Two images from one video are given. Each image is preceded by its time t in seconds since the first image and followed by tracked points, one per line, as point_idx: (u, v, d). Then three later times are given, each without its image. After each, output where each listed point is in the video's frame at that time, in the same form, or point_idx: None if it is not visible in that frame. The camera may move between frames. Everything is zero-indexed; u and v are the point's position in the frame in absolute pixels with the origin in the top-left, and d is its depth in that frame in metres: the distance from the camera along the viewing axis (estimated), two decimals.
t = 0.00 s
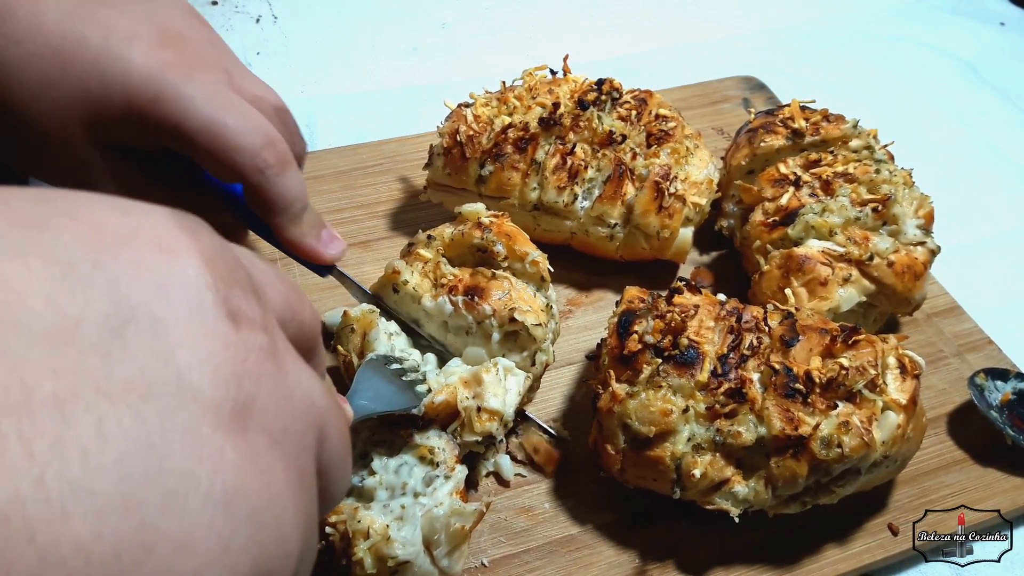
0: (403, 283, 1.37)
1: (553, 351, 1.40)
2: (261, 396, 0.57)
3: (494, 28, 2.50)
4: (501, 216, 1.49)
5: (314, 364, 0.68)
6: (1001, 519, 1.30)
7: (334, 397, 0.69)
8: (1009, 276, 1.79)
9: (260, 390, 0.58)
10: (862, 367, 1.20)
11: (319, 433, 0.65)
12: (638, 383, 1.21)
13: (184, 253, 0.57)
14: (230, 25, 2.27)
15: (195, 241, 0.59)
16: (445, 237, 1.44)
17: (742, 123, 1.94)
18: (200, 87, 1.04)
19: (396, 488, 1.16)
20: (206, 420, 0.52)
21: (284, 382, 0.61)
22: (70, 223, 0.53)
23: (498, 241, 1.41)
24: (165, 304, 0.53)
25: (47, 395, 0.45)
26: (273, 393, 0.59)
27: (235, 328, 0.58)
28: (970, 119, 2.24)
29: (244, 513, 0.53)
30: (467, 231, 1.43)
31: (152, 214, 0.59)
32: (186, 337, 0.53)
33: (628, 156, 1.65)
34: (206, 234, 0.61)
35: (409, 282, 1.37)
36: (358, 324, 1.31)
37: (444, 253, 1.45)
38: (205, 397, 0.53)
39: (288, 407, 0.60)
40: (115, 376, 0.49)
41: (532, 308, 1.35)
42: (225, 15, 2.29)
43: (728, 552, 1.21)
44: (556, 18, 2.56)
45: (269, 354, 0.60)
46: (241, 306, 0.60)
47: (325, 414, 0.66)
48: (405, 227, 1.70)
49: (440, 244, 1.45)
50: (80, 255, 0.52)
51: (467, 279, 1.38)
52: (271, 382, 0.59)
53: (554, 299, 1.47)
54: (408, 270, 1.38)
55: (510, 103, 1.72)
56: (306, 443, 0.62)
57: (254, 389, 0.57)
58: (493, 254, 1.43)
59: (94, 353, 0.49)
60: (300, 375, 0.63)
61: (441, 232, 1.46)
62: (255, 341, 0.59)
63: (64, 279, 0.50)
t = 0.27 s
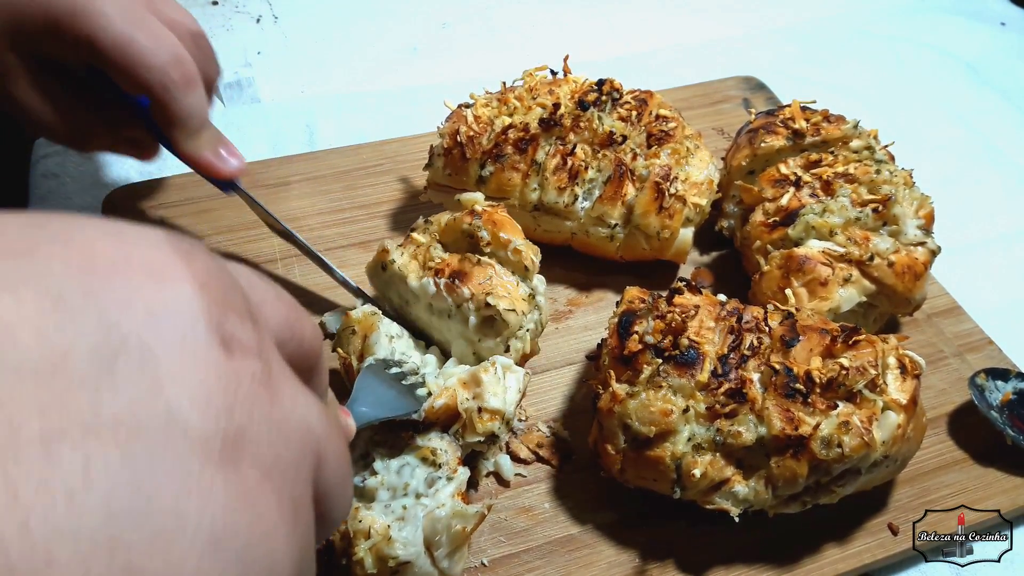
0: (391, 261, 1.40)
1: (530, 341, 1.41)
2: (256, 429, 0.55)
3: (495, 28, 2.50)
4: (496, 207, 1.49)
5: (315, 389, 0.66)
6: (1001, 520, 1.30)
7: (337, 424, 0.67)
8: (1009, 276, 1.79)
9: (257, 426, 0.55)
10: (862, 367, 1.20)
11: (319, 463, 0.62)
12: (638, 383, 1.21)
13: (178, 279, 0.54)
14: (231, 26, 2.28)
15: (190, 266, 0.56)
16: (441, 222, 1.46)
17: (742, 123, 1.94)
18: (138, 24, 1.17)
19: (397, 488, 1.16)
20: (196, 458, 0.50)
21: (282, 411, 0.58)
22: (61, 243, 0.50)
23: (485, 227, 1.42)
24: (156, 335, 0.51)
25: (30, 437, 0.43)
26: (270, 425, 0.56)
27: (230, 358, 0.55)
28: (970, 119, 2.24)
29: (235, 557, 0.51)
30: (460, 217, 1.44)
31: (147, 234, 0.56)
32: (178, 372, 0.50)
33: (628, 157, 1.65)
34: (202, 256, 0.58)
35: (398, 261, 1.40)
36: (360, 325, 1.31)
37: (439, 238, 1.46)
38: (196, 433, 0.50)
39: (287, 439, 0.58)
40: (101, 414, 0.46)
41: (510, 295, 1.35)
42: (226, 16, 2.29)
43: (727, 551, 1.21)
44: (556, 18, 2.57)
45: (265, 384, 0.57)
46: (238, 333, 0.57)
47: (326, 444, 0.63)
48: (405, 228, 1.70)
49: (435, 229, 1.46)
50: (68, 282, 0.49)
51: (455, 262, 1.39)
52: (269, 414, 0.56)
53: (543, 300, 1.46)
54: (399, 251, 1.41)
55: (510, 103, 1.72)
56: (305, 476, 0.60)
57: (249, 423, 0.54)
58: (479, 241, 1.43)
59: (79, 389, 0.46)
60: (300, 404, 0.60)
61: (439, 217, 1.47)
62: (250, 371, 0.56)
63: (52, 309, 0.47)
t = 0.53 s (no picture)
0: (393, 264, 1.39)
1: (538, 337, 1.40)
2: None
3: (494, 28, 2.50)
4: (495, 205, 1.49)
5: (296, 519, 0.69)
6: (1001, 519, 1.30)
7: (319, 550, 0.71)
8: (1009, 276, 1.79)
9: None
10: (862, 366, 1.20)
11: None
12: (638, 382, 1.21)
13: (145, 464, 0.56)
14: (231, 25, 2.28)
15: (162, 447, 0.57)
16: (441, 223, 1.45)
17: (742, 123, 1.94)
18: None
19: (395, 511, 1.14)
20: None
21: None
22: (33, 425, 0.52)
23: (486, 226, 1.42)
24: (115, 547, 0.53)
25: None
26: None
27: (191, 543, 0.58)
28: (970, 119, 2.24)
29: None
30: (460, 216, 1.44)
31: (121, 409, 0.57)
32: None
33: (628, 156, 1.65)
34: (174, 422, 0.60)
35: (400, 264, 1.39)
36: (340, 342, 1.31)
37: (440, 239, 1.46)
38: None
39: None
40: None
41: (517, 291, 1.36)
42: (226, 15, 2.29)
43: (727, 551, 1.21)
44: (556, 18, 2.57)
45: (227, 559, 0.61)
46: (203, 509, 0.60)
47: None
48: (405, 227, 1.70)
49: (435, 230, 1.46)
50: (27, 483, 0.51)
51: (457, 263, 1.39)
52: None
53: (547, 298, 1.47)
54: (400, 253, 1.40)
55: (510, 102, 1.72)
56: None
57: None
58: (480, 240, 1.43)
59: None
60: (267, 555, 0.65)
61: (438, 219, 1.47)
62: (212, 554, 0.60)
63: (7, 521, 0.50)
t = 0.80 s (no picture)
0: (393, 263, 1.38)
1: (538, 336, 1.40)
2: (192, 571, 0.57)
3: (494, 28, 2.50)
4: (495, 205, 1.49)
5: (282, 477, 0.67)
6: (1001, 519, 1.30)
7: (306, 511, 0.68)
8: (1009, 276, 1.79)
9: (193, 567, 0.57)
10: (862, 366, 1.20)
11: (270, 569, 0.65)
12: (637, 382, 1.21)
13: (123, 404, 0.54)
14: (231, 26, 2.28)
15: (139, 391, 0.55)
16: (440, 223, 1.45)
17: (742, 123, 1.94)
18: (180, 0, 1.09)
19: (391, 515, 1.14)
20: None
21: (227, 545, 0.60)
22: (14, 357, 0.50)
23: (485, 226, 1.42)
24: (90, 487, 0.51)
25: None
26: (210, 556, 0.58)
27: (168, 490, 0.56)
28: (971, 119, 2.24)
29: None
30: (459, 216, 1.44)
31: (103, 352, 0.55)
32: (115, 530, 0.52)
33: (628, 156, 1.65)
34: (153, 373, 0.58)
35: (399, 264, 1.38)
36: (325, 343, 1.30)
37: (439, 239, 1.46)
38: None
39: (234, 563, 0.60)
40: None
41: (516, 291, 1.36)
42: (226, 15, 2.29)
43: (727, 551, 1.21)
44: (557, 18, 2.57)
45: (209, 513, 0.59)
46: (181, 458, 0.57)
47: (285, 540, 0.65)
48: (405, 227, 1.70)
49: (434, 230, 1.46)
50: None
51: (456, 263, 1.39)
52: (210, 545, 0.58)
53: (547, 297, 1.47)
54: (399, 253, 1.40)
55: (510, 103, 1.72)
56: None
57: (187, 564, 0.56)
58: (479, 240, 1.43)
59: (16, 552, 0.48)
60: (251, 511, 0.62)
61: (437, 219, 1.47)
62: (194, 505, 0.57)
63: None
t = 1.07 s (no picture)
0: (393, 264, 1.38)
1: (537, 336, 1.39)
2: (220, 515, 0.51)
3: (494, 28, 2.49)
4: (494, 204, 1.49)
5: (305, 426, 0.62)
6: (1001, 519, 1.30)
7: (330, 464, 0.63)
8: (1009, 276, 1.79)
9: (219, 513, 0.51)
10: (862, 366, 1.20)
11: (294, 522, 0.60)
12: (638, 382, 1.21)
13: (149, 338, 0.49)
14: (231, 25, 2.28)
15: (156, 323, 0.51)
16: (440, 222, 1.45)
17: (742, 123, 1.94)
18: (185, 42, 1.04)
19: (397, 514, 1.14)
20: (147, 558, 0.47)
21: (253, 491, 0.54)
22: (33, 288, 0.46)
23: (485, 225, 1.42)
24: (117, 421, 0.46)
25: None
26: (239, 500, 0.53)
27: (197, 428, 0.51)
28: (970, 119, 2.24)
29: None
30: (459, 216, 1.44)
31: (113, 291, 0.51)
32: (141, 468, 0.47)
33: (628, 156, 1.65)
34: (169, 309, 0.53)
35: (399, 264, 1.39)
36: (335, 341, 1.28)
37: (439, 239, 1.46)
38: (146, 534, 0.47)
39: (260, 511, 0.55)
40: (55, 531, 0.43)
41: (516, 291, 1.36)
42: (226, 15, 2.29)
43: (727, 552, 1.21)
44: (556, 18, 2.57)
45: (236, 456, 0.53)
46: (209, 396, 0.52)
47: (310, 492, 0.60)
48: (405, 227, 1.70)
49: (435, 230, 1.46)
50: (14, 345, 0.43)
51: (456, 263, 1.39)
52: (239, 489, 0.53)
53: (547, 297, 1.47)
54: (399, 254, 1.40)
55: (510, 102, 1.72)
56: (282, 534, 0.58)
57: (213, 509, 0.51)
58: (480, 240, 1.43)
59: (37, 488, 0.43)
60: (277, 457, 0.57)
61: (438, 219, 1.47)
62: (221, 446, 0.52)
63: None
